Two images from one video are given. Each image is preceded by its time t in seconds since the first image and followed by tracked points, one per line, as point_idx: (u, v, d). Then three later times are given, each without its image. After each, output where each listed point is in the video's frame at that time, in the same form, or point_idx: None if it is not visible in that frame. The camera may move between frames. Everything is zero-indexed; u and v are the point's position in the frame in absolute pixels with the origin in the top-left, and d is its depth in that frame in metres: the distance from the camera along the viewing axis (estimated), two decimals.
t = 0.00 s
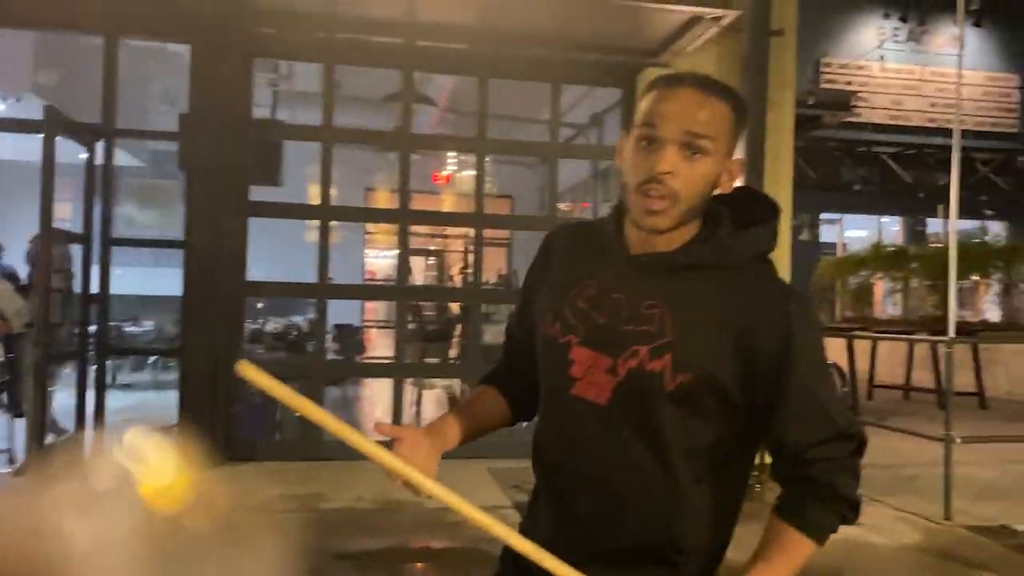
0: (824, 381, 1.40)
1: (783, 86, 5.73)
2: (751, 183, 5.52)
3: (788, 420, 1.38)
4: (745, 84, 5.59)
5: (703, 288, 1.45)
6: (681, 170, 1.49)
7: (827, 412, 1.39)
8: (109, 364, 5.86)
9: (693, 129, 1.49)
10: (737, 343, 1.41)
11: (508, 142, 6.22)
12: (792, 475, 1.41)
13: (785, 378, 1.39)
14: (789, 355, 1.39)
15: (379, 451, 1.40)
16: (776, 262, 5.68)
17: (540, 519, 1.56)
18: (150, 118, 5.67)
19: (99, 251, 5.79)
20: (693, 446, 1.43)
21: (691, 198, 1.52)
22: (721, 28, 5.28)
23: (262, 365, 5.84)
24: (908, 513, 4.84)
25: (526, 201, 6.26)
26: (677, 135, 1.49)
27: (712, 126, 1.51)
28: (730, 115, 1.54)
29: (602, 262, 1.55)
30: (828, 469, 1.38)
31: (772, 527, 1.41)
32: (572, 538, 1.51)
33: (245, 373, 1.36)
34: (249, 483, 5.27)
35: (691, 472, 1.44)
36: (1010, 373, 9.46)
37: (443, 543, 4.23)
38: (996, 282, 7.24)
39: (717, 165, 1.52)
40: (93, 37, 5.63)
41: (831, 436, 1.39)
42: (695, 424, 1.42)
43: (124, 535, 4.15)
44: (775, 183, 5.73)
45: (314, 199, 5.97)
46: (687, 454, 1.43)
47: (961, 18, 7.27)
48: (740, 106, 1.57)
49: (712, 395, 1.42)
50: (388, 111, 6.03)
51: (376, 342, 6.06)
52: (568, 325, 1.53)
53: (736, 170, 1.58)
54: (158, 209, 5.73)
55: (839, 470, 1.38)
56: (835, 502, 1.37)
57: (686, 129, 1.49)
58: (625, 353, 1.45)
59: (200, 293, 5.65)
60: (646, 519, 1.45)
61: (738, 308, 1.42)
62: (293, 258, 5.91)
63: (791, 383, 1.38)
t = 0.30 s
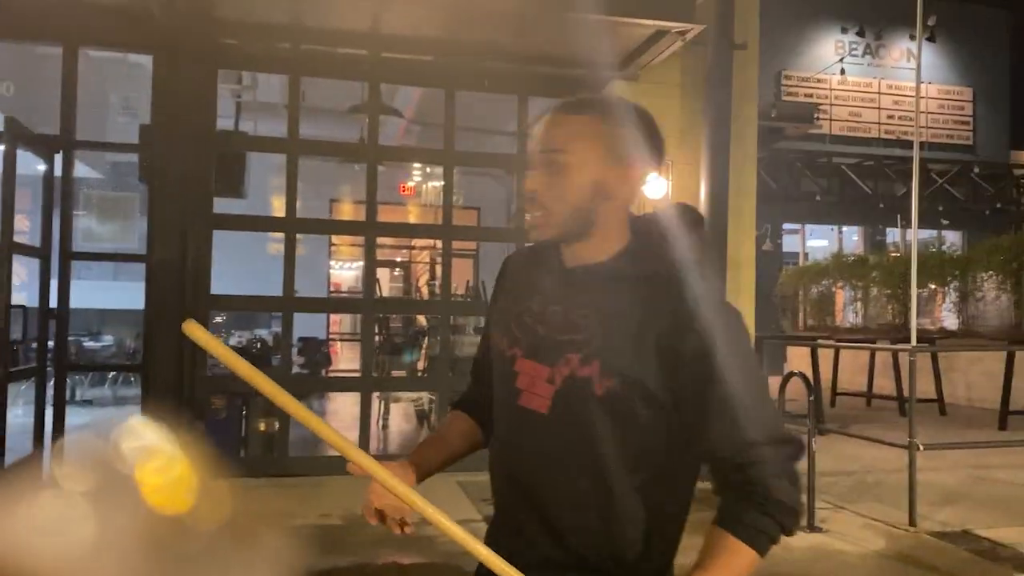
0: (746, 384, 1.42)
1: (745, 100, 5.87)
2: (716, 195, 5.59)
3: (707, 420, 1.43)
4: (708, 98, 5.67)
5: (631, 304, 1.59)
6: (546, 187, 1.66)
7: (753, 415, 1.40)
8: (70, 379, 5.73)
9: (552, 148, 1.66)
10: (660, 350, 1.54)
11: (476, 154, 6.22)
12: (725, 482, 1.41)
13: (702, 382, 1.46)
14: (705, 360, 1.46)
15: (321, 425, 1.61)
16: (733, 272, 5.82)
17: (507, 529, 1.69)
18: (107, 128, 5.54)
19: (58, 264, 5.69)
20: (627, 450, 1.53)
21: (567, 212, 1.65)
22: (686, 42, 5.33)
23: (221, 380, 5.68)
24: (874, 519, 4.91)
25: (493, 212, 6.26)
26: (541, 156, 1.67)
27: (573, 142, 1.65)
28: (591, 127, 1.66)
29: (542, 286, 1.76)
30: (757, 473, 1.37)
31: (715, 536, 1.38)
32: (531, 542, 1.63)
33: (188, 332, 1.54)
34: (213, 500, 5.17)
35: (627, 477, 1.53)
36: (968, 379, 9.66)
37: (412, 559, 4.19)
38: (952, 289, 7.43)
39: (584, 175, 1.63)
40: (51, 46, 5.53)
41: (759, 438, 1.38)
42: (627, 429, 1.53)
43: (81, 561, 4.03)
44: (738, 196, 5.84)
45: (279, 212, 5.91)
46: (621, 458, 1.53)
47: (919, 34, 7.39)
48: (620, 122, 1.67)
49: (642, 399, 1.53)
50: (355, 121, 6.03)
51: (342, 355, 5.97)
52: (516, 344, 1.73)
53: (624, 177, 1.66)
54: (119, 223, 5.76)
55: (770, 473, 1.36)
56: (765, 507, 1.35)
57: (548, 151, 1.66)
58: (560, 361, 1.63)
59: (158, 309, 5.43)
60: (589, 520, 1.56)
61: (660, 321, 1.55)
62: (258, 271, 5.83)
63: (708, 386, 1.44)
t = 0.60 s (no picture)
0: (660, 339, 1.48)
1: (750, 96, 5.86)
2: (720, 191, 5.59)
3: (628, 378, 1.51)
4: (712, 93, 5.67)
5: (565, 276, 1.68)
6: (483, 183, 1.83)
7: (668, 369, 1.46)
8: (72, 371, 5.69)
9: (489, 148, 1.82)
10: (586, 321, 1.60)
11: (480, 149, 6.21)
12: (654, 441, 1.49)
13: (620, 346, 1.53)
14: (621, 326, 1.53)
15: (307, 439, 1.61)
16: (739, 268, 5.81)
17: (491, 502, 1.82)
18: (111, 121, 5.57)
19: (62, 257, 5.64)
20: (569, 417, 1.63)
21: (499, 206, 1.82)
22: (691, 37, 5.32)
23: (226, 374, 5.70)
24: (878, 515, 4.92)
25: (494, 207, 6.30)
26: (482, 156, 1.84)
27: (505, 142, 1.80)
28: (521, 127, 1.79)
29: (512, 282, 1.90)
30: (675, 427, 1.44)
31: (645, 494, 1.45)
32: (506, 509, 1.76)
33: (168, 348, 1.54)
34: (215, 495, 5.16)
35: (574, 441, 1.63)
36: (969, 376, 9.68)
37: (417, 552, 4.20)
38: (954, 286, 7.45)
39: (512, 171, 1.79)
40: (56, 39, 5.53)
41: (675, 392, 1.45)
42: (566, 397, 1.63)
43: (85, 555, 4.02)
44: (743, 193, 5.83)
45: (279, 205, 5.92)
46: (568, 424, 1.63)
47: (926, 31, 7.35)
48: (552, 120, 1.79)
49: (575, 365, 1.62)
50: (359, 116, 6.01)
51: (343, 351, 5.98)
52: (490, 332, 1.88)
53: (554, 173, 1.79)
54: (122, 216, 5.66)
55: (688, 426, 1.44)
56: (684, 458, 1.42)
57: (486, 150, 1.83)
58: (511, 342, 1.77)
59: (161, 302, 5.46)
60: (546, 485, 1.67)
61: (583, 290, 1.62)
62: (261, 265, 5.82)
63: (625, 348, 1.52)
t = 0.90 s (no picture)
0: (656, 301, 1.56)
1: (780, 87, 5.81)
2: (747, 182, 5.56)
3: (626, 341, 1.58)
4: (743, 83, 5.61)
5: (563, 256, 1.74)
6: (475, 180, 1.84)
7: (664, 324, 1.54)
8: (104, 359, 5.73)
9: (478, 148, 1.85)
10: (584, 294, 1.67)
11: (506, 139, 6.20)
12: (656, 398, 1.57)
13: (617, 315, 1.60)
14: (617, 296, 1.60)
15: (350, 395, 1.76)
16: (766, 258, 5.78)
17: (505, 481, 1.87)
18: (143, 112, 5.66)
19: (94, 245, 5.68)
20: (576, 391, 1.68)
21: (492, 202, 1.84)
22: (721, 27, 5.26)
23: (254, 362, 5.83)
24: (906, 510, 4.89)
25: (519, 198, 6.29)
26: (472, 155, 1.86)
27: (496, 140, 1.83)
28: (509, 128, 1.83)
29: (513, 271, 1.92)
30: (677, 381, 1.52)
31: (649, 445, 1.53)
32: (523, 486, 1.81)
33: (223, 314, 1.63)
34: (243, 481, 5.22)
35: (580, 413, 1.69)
36: (998, 370, 9.60)
37: (443, 540, 4.23)
38: (983, 280, 7.26)
39: (503, 169, 1.81)
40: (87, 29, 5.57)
41: (673, 345, 1.54)
42: (570, 372, 1.68)
43: (119, 540, 4.09)
44: (771, 185, 5.79)
45: (304, 194, 5.95)
46: (573, 399, 1.69)
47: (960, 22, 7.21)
48: (537, 121, 1.85)
49: (578, 339, 1.67)
50: (384, 107, 6.05)
51: (367, 340, 6.03)
52: (496, 323, 1.91)
53: (545, 169, 1.83)
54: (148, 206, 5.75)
55: (685, 376, 1.52)
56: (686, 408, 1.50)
57: (476, 150, 1.85)
58: (517, 327, 1.81)
59: (189, 294, 5.48)
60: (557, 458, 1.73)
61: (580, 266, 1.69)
62: (291, 255, 5.87)
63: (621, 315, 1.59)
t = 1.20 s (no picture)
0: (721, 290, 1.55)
1: (815, 76, 5.74)
2: (782, 173, 5.50)
3: (689, 332, 1.57)
4: (779, 72, 5.54)
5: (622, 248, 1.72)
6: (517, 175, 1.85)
7: (728, 316, 1.53)
8: (139, 345, 5.84)
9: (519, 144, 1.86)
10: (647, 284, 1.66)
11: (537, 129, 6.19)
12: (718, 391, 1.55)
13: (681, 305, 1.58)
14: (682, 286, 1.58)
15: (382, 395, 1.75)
16: (800, 249, 5.73)
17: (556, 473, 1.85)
18: (178, 102, 5.70)
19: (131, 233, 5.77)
20: (639, 384, 1.66)
21: (529, 197, 1.85)
22: (757, 15, 5.19)
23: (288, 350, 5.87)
24: (941, 506, 4.83)
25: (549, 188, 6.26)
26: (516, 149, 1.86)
27: (534, 136, 1.82)
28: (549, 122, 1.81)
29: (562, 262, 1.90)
30: (744, 372, 1.50)
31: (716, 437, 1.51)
32: (578, 479, 1.78)
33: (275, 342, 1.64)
34: (276, 468, 5.28)
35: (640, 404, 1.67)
36: None
37: (475, 529, 4.26)
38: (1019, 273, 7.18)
39: (537, 164, 1.81)
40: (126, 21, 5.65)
41: (737, 336, 1.52)
42: (632, 363, 1.67)
43: (158, 523, 4.17)
44: (806, 176, 5.72)
45: (333, 184, 5.98)
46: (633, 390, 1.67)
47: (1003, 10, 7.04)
48: (575, 113, 1.81)
49: (642, 330, 1.65)
50: (416, 97, 6.04)
51: (395, 329, 6.06)
52: (544, 315, 1.88)
53: (584, 161, 1.79)
54: (182, 196, 5.81)
55: (752, 367, 1.50)
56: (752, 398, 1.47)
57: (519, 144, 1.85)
58: (574, 317, 1.78)
59: (224, 283, 5.56)
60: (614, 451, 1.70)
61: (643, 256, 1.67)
62: (324, 245, 5.93)
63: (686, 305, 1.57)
